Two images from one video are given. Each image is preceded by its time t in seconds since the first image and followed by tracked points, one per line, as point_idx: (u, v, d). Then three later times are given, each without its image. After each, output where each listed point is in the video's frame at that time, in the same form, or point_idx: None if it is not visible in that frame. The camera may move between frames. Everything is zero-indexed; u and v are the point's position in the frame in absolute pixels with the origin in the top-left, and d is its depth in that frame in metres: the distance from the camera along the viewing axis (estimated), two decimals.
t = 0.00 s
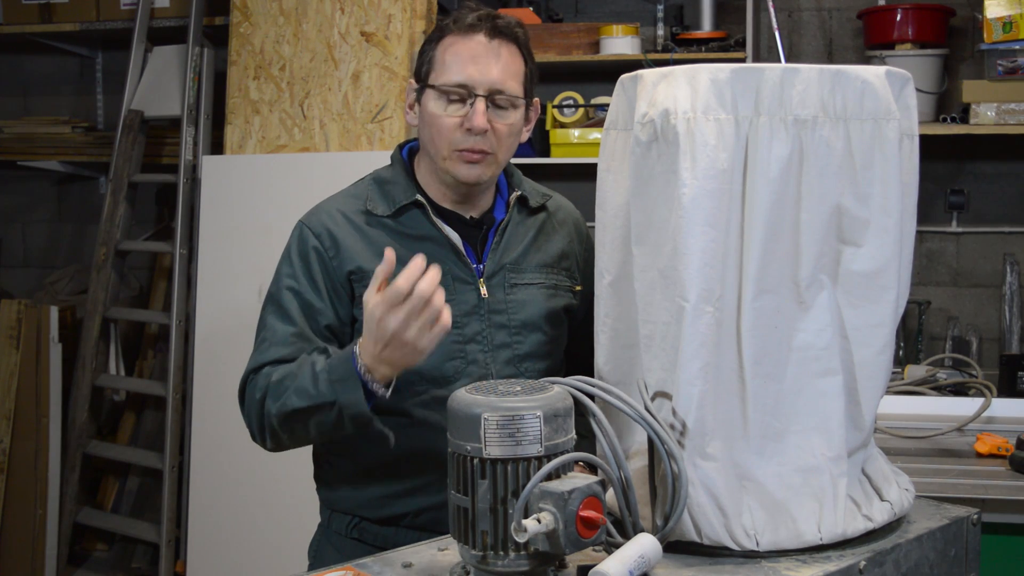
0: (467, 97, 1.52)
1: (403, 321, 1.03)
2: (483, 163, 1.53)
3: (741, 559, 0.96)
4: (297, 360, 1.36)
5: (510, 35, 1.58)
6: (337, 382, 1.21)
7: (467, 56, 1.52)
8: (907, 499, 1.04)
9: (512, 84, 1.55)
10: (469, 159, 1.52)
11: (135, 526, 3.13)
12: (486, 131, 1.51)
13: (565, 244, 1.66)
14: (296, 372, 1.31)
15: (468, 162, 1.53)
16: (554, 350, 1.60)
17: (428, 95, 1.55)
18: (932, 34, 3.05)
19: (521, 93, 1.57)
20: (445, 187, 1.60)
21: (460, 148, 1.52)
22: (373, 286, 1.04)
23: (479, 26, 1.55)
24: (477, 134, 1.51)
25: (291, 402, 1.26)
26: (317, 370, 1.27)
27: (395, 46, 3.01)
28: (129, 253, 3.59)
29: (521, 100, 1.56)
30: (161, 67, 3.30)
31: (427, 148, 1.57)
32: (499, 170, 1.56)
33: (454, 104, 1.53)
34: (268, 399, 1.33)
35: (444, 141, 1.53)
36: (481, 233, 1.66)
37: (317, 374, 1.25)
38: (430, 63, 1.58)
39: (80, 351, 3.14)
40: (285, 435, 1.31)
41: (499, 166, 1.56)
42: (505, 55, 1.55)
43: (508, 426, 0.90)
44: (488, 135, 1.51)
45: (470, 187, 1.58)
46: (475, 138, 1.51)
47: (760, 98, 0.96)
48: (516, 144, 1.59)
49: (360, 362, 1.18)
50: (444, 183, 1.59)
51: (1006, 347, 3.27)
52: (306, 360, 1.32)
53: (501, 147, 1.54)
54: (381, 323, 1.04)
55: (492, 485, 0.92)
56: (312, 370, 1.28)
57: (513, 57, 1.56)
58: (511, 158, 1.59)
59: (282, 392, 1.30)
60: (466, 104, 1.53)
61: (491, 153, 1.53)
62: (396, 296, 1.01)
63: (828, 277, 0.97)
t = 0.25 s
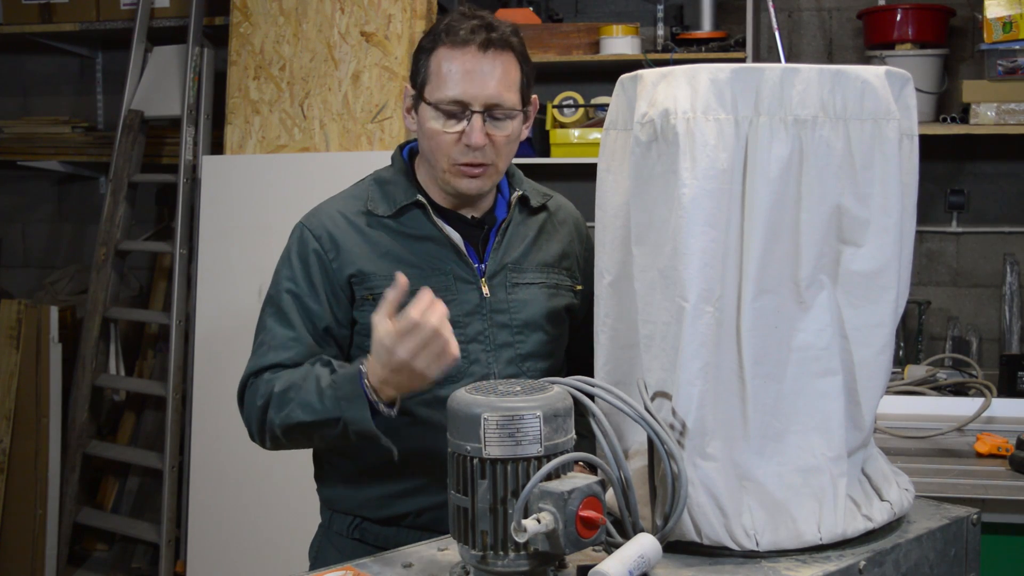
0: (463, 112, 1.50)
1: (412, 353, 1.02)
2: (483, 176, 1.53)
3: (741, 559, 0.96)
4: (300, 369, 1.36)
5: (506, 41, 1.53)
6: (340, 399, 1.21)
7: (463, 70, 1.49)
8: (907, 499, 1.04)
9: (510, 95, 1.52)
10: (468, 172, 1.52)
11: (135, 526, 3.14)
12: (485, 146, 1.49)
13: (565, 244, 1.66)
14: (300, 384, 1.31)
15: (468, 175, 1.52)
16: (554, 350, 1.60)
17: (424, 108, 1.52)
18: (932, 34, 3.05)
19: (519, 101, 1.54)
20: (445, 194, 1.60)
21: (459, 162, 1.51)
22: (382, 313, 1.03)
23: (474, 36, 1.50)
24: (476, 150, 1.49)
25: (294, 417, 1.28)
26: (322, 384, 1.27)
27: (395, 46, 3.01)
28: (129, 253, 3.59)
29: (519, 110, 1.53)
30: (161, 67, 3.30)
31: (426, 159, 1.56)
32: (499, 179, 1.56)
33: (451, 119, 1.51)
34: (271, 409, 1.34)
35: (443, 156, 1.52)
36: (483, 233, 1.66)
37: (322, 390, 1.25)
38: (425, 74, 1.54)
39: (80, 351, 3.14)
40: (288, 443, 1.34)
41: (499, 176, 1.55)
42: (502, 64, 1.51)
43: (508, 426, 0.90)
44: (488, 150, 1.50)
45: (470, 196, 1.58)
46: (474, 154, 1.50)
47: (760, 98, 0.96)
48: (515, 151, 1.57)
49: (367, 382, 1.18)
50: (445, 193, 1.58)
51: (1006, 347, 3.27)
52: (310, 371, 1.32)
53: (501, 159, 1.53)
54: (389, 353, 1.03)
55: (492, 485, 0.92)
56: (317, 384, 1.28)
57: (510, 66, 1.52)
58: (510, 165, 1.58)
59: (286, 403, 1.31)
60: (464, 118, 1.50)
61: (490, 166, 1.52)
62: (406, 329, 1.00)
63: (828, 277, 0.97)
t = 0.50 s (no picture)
0: (460, 116, 1.50)
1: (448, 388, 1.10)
2: (480, 179, 1.53)
3: (741, 559, 0.96)
4: (311, 382, 1.43)
5: (501, 42, 1.52)
6: (362, 421, 1.32)
7: (459, 74, 1.48)
8: (907, 499, 1.04)
9: (506, 98, 1.51)
10: (465, 176, 1.53)
11: (135, 526, 3.14)
12: (483, 150, 1.49)
13: (565, 244, 1.66)
14: (314, 400, 1.39)
15: (465, 179, 1.53)
16: (554, 350, 1.60)
17: (420, 112, 1.52)
18: (932, 34, 3.05)
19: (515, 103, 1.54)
20: (442, 196, 1.60)
21: (456, 167, 1.52)
22: (417, 349, 1.11)
23: (469, 40, 1.49)
24: (474, 154, 1.49)
25: (311, 433, 1.37)
26: (338, 404, 1.36)
27: (395, 46, 3.01)
28: (129, 253, 3.59)
29: (516, 112, 1.53)
30: (161, 67, 3.31)
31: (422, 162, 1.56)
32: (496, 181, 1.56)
33: (447, 122, 1.50)
34: (281, 420, 1.41)
35: (440, 160, 1.52)
36: (481, 233, 1.65)
37: (340, 410, 1.35)
38: (421, 77, 1.53)
39: (80, 351, 3.14)
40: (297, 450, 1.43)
41: (495, 178, 1.56)
42: (497, 68, 1.50)
43: (509, 426, 0.90)
44: (485, 153, 1.50)
45: (467, 198, 1.58)
46: (472, 158, 1.50)
47: (759, 99, 0.96)
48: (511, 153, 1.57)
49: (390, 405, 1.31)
50: (442, 194, 1.59)
51: (1006, 347, 3.27)
52: (321, 387, 1.41)
53: (498, 161, 1.53)
54: (426, 389, 1.10)
55: (493, 485, 0.92)
56: (333, 402, 1.36)
57: (506, 68, 1.52)
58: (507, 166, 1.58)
59: (300, 419, 1.39)
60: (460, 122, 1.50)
61: (487, 169, 1.53)
62: (447, 366, 1.08)
63: (828, 277, 0.97)
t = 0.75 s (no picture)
0: (455, 117, 1.50)
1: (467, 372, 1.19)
2: (477, 180, 1.53)
3: (741, 559, 0.96)
4: (317, 379, 1.44)
5: (496, 43, 1.52)
6: (373, 415, 1.33)
7: (454, 75, 1.48)
8: (907, 499, 1.04)
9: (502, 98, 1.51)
10: (463, 177, 1.53)
11: (135, 526, 3.14)
12: (479, 151, 1.49)
13: (564, 243, 1.66)
14: (322, 396, 1.40)
15: (462, 180, 1.53)
16: (553, 350, 1.60)
17: (416, 114, 1.52)
18: (932, 34, 3.05)
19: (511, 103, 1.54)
20: (439, 197, 1.60)
21: (453, 168, 1.52)
22: (435, 336, 1.19)
23: (464, 41, 1.49)
24: (470, 155, 1.49)
25: (319, 429, 1.37)
26: (347, 399, 1.37)
27: (395, 46, 3.01)
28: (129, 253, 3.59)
29: (511, 112, 1.53)
30: (161, 67, 3.31)
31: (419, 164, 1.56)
32: (493, 182, 1.57)
33: (443, 124, 1.50)
34: (287, 419, 1.42)
35: (437, 161, 1.52)
36: (480, 233, 1.65)
37: (349, 404, 1.36)
38: (416, 80, 1.53)
39: (80, 351, 3.14)
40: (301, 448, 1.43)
41: (493, 179, 1.56)
42: (492, 68, 1.50)
43: (508, 426, 0.90)
44: (481, 154, 1.50)
45: (465, 199, 1.58)
46: (468, 158, 1.50)
47: (760, 98, 0.96)
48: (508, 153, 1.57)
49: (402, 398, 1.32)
50: (439, 195, 1.59)
51: (1006, 347, 3.27)
52: (330, 382, 1.41)
53: (495, 162, 1.53)
54: (445, 373, 1.19)
55: (492, 485, 0.92)
56: (342, 398, 1.37)
57: (501, 69, 1.52)
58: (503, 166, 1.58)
59: (307, 416, 1.40)
60: (456, 123, 1.50)
61: (484, 170, 1.53)
62: (467, 350, 1.17)
63: (828, 277, 0.97)
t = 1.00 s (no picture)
0: (458, 117, 1.49)
1: (465, 375, 1.19)
2: (479, 179, 1.54)
3: (741, 559, 0.96)
4: (316, 379, 1.44)
5: (498, 43, 1.52)
6: (371, 417, 1.34)
7: (458, 74, 1.48)
8: (907, 499, 1.04)
9: (504, 97, 1.51)
10: (465, 176, 1.53)
11: (135, 526, 3.14)
12: (481, 150, 1.49)
13: (564, 243, 1.66)
14: (320, 397, 1.40)
15: (464, 180, 1.53)
16: (553, 350, 1.60)
17: (419, 113, 1.52)
18: (932, 34, 3.05)
19: (513, 103, 1.54)
20: (441, 197, 1.60)
21: (456, 167, 1.52)
22: (435, 339, 1.19)
23: (467, 41, 1.49)
24: (472, 154, 1.49)
25: (317, 430, 1.38)
26: (345, 401, 1.37)
27: (395, 46, 3.01)
28: (130, 253, 3.59)
29: (514, 113, 1.53)
30: (161, 67, 3.31)
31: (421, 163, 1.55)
32: (495, 181, 1.57)
33: (446, 123, 1.50)
34: (286, 419, 1.41)
35: (439, 160, 1.51)
36: (480, 233, 1.65)
37: (348, 406, 1.36)
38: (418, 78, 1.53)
39: (80, 350, 3.14)
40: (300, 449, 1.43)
41: (494, 178, 1.56)
42: (495, 68, 1.50)
43: (508, 426, 0.90)
44: (484, 153, 1.50)
45: (466, 199, 1.58)
46: (470, 158, 1.50)
47: (760, 98, 0.96)
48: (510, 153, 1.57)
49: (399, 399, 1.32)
50: (440, 194, 1.59)
51: (1006, 347, 3.27)
52: (328, 384, 1.42)
53: (497, 161, 1.53)
54: (444, 375, 1.19)
55: (493, 485, 0.92)
56: (341, 399, 1.37)
57: (504, 69, 1.52)
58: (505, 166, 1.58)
59: (305, 417, 1.40)
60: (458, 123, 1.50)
61: (486, 169, 1.53)
62: (467, 353, 1.17)
63: (828, 277, 0.97)
